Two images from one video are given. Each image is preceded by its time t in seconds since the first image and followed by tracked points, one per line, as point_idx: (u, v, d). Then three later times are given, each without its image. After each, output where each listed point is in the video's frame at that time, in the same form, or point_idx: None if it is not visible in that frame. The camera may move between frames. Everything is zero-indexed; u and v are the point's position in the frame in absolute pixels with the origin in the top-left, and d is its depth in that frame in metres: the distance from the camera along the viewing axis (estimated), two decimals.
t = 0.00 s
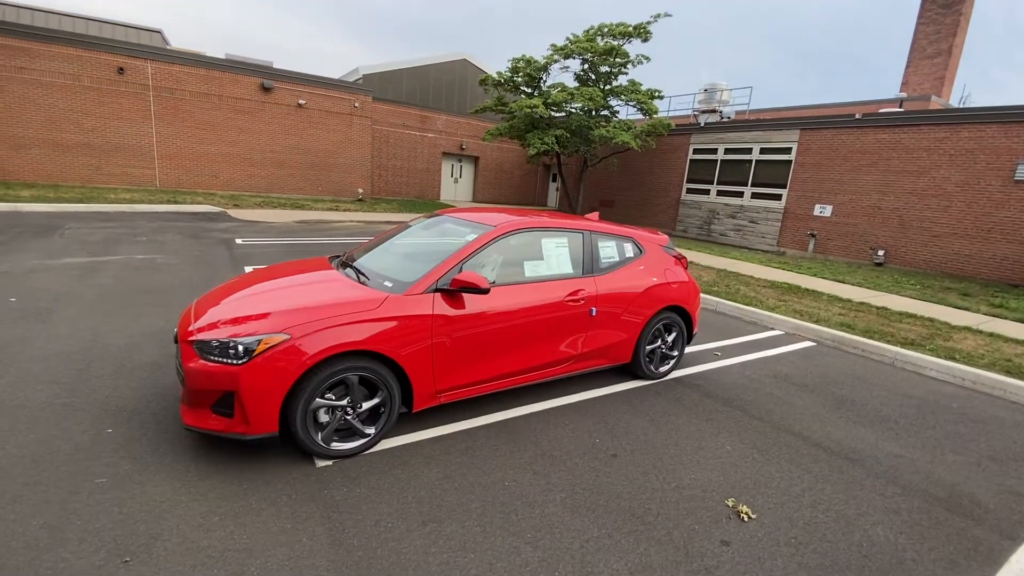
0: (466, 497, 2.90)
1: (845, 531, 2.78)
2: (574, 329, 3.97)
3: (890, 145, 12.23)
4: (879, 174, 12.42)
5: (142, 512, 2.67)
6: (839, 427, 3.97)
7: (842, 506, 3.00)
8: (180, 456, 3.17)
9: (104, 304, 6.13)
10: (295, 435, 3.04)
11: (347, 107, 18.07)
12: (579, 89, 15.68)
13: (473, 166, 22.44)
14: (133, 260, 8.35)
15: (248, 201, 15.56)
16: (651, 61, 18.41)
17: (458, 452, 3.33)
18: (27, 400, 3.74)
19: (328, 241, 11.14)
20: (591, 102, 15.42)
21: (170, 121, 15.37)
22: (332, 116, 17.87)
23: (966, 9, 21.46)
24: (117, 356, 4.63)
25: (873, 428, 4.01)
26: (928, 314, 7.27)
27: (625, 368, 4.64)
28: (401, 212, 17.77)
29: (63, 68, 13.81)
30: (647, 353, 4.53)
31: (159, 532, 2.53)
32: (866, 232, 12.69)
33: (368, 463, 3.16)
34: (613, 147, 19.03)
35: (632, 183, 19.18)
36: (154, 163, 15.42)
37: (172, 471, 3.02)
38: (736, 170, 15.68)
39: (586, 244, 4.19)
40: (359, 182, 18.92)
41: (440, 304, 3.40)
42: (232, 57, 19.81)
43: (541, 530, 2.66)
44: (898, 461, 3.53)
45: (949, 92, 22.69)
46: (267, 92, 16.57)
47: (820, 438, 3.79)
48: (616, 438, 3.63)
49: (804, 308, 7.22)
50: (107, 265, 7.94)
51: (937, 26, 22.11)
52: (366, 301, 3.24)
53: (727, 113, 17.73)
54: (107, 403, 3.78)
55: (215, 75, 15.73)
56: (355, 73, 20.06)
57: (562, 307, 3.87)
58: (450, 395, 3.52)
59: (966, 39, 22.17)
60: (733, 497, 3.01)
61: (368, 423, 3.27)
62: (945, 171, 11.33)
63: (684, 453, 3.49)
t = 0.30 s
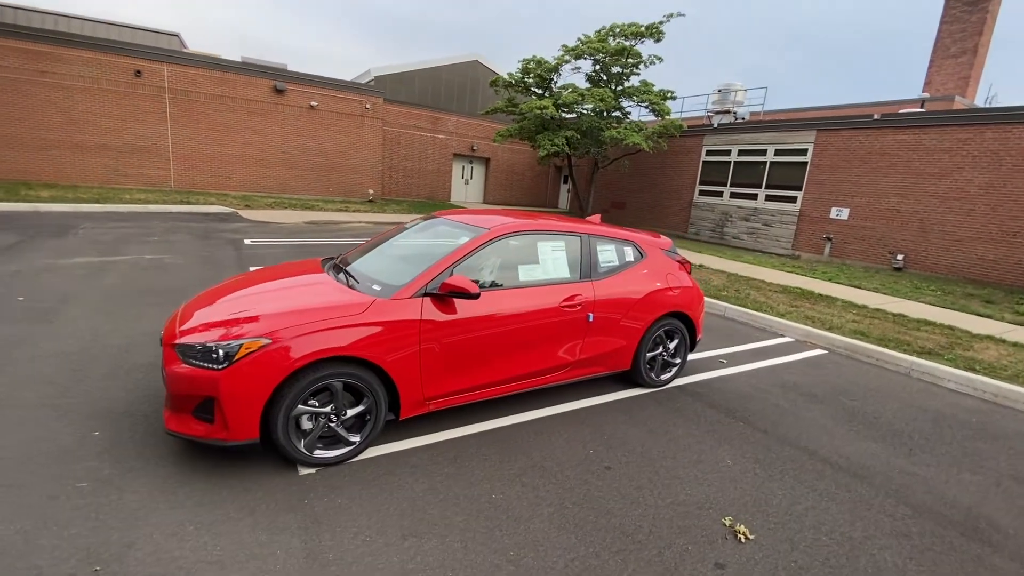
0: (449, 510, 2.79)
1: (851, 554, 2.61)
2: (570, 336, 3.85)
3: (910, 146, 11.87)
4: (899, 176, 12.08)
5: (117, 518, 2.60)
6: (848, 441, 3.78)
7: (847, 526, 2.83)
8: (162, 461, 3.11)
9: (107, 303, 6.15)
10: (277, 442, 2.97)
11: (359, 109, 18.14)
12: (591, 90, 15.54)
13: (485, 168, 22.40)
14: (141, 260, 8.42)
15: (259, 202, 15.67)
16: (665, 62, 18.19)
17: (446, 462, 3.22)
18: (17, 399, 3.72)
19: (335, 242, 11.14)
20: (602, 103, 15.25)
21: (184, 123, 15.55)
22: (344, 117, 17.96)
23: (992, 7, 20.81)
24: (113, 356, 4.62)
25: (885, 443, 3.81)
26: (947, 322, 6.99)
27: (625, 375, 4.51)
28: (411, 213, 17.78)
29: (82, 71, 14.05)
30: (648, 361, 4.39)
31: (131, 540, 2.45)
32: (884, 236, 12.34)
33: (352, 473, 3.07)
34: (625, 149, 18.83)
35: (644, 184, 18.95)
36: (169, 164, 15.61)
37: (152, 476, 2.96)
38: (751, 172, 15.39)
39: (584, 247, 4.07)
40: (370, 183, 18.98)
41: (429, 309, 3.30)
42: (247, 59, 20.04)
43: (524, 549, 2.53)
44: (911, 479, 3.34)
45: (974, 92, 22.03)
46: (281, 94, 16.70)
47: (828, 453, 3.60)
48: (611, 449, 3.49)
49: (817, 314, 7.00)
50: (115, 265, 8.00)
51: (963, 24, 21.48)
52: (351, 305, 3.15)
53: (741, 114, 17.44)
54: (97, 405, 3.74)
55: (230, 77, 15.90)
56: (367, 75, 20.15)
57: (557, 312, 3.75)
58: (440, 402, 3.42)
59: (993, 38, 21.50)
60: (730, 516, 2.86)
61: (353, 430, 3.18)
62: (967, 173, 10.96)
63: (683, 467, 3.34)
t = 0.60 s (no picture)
0: (428, 515, 2.72)
1: (845, 569, 2.49)
2: (562, 337, 3.76)
3: (927, 146, 11.58)
4: (915, 178, 11.78)
5: (92, 518, 2.58)
6: (849, 450, 3.65)
7: (843, 539, 2.71)
8: (144, 460, 3.09)
9: (109, 300, 6.19)
10: (257, 442, 2.92)
11: (368, 109, 18.21)
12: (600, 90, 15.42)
13: (494, 168, 22.37)
14: (147, 258, 8.50)
15: (269, 201, 15.79)
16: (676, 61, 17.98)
17: (430, 465, 3.16)
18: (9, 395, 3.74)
19: (340, 241, 11.17)
20: (612, 103, 15.12)
21: (196, 123, 15.73)
22: (354, 118, 18.03)
23: (1014, 6, 20.28)
24: (108, 353, 4.62)
25: (888, 452, 3.67)
26: (961, 327, 6.77)
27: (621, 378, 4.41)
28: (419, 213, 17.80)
29: (96, 71, 14.27)
30: (644, 364, 4.29)
31: (103, 541, 2.43)
32: (899, 238, 12.05)
33: (334, 475, 3.02)
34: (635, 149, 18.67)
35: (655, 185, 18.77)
36: (181, 163, 15.80)
37: (132, 476, 2.94)
38: (763, 173, 15.14)
39: (578, 247, 3.97)
40: (379, 183, 19.03)
41: (415, 309, 3.23)
42: (261, 60, 20.22)
43: (502, 556, 2.46)
44: (913, 490, 3.20)
45: (995, 93, 21.49)
46: (291, 94, 16.81)
47: (827, 462, 3.47)
48: (602, 454, 3.40)
49: (824, 317, 6.83)
50: (121, 262, 8.08)
51: (983, 24, 20.97)
52: (335, 304, 3.10)
53: (754, 115, 17.17)
54: (87, 401, 3.74)
55: (241, 78, 16.05)
56: (377, 76, 20.24)
57: (548, 314, 3.66)
58: (426, 404, 3.36)
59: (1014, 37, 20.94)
60: (720, 526, 2.75)
61: (336, 431, 3.13)
62: (986, 174, 10.66)
63: (674, 473, 3.24)
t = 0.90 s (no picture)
0: (399, 519, 2.69)
1: None
2: (546, 340, 3.71)
3: (939, 147, 11.32)
4: (927, 179, 11.53)
5: (64, 517, 2.59)
6: (840, 458, 3.55)
7: (824, 550, 2.62)
8: (123, 459, 3.10)
9: (109, 300, 6.26)
10: (232, 443, 2.92)
11: (375, 110, 18.28)
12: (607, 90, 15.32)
13: (501, 169, 22.35)
14: (152, 257, 8.60)
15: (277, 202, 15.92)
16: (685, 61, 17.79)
17: (407, 468, 3.14)
18: None
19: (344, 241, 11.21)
20: (618, 103, 15.02)
21: (206, 124, 15.92)
22: (362, 118, 18.12)
23: None
24: (101, 352, 4.67)
25: (881, 460, 3.57)
26: (969, 332, 6.59)
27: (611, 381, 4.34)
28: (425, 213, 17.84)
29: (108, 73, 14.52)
30: (634, 367, 4.22)
31: (72, 540, 2.44)
32: (910, 240, 11.79)
33: (309, 477, 3.00)
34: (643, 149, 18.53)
35: (662, 186, 18.61)
36: (191, 164, 16.00)
37: (110, 475, 2.95)
38: (772, 174, 14.94)
39: (564, 249, 3.92)
40: (386, 184, 19.10)
41: (393, 310, 3.20)
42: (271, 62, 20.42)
43: (469, 562, 2.42)
44: (904, 500, 3.10)
45: (1013, 92, 20.97)
46: (299, 95, 16.94)
47: (816, 470, 3.38)
48: (583, 459, 3.34)
49: (827, 321, 6.69)
50: (126, 262, 8.19)
51: (1001, 21, 20.49)
52: (312, 304, 3.09)
53: (764, 115, 16.93)
54: (75, 400, 3.77)
55: (250, 79, 16.21)
56: (385, 77, 20.34)
57: (531, 316, 3.61)
58: (406, 406, 3.33)
59: None
60: (697, 535, 2.68)
61: (313, 433, 3.12)
62: (1000, 175, 10.38)
63: (656, 479, 3.17)
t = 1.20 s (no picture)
0: (379, 521, 2.66)
1: None
2: (535, 341, 3.67)
3: (953, 145, 11.09)
4: (940, 178, 11.28)
5: (47, 514, 2.61)
6: (837, 463, 3.46)
7: (812, 559, 2.55)
8: (111, 457, 3.12)
9: (111, 299, 6.32)
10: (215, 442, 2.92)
11: (383, 111, 18.35)
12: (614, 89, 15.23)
13: (509, 169, 22.35)
14: (158, 257, 8.69)
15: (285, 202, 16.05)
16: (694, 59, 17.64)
17: (392, 468, 3.11)
18: None
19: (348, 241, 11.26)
20: (626, 103, 14.91)
21: (216, 125, 16.10)
22: (370, 119, 18.22)
23: None
24: (99, 351, 4.72)
25: (879, 466, 3.47)
26: (979, 335, 6.43)
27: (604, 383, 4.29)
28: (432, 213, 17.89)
29: (120, 75, 14.74)
30: (627, 369, 4.16)
31: (52, 537, 2.45)
32: (923, 241, 11.56)
33: (292, 476, 2.99)
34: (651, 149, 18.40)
35: (671, 186, 18.46)
36: (202, 165, 16.19)
37: (95, 473, 2.97)
38: (781, 173, 14.74)
39: (555, 248, 3.88)
40: (394, 184, 19.18)
41: (379, 310, 3.18)
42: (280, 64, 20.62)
43: (445, 565, 2.38)
44: (900, 508, 3.01)
45: None
46: (308, 96, 17.07)
47: (810, 476, 3.30)
48: (571, 461, 3.29)
49: (832, 323, 6.57)
50: (132, 261, 8.28)
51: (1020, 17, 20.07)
52: (296, 304, 3.08)
53: (774, 114, 16.72)
54: (68, 399, 3.81)
55: (260, 81, 16.37)
56: (394, 78, 20.44)
57: (520, 316, 3.58)
58: (392, 406, 3.31)
59: None
60: (681, 541, 2.63)
61: (298, 432, 3.11)
62: (1016, 174, 10.13)
63: (644, 483, 3.11)
